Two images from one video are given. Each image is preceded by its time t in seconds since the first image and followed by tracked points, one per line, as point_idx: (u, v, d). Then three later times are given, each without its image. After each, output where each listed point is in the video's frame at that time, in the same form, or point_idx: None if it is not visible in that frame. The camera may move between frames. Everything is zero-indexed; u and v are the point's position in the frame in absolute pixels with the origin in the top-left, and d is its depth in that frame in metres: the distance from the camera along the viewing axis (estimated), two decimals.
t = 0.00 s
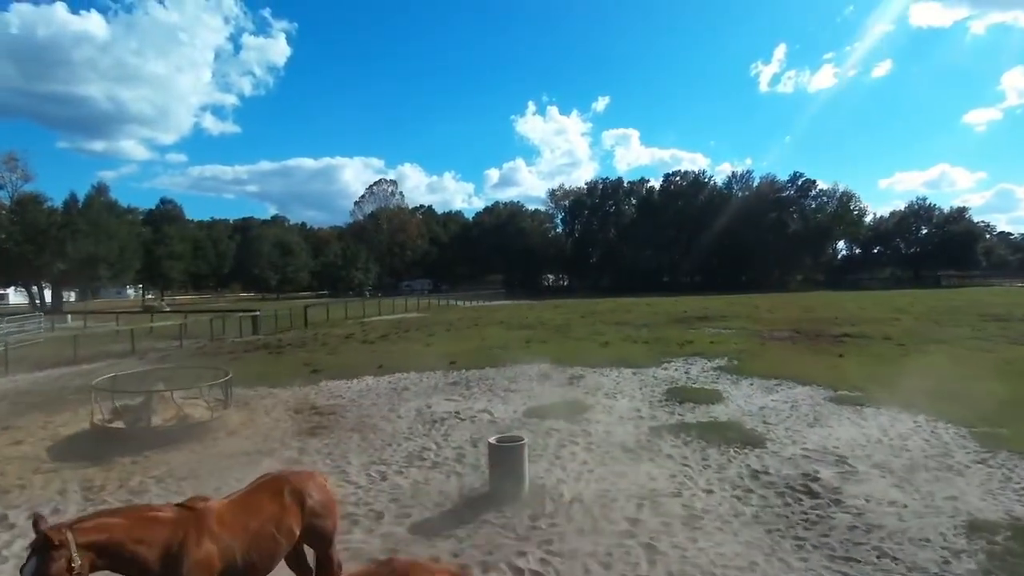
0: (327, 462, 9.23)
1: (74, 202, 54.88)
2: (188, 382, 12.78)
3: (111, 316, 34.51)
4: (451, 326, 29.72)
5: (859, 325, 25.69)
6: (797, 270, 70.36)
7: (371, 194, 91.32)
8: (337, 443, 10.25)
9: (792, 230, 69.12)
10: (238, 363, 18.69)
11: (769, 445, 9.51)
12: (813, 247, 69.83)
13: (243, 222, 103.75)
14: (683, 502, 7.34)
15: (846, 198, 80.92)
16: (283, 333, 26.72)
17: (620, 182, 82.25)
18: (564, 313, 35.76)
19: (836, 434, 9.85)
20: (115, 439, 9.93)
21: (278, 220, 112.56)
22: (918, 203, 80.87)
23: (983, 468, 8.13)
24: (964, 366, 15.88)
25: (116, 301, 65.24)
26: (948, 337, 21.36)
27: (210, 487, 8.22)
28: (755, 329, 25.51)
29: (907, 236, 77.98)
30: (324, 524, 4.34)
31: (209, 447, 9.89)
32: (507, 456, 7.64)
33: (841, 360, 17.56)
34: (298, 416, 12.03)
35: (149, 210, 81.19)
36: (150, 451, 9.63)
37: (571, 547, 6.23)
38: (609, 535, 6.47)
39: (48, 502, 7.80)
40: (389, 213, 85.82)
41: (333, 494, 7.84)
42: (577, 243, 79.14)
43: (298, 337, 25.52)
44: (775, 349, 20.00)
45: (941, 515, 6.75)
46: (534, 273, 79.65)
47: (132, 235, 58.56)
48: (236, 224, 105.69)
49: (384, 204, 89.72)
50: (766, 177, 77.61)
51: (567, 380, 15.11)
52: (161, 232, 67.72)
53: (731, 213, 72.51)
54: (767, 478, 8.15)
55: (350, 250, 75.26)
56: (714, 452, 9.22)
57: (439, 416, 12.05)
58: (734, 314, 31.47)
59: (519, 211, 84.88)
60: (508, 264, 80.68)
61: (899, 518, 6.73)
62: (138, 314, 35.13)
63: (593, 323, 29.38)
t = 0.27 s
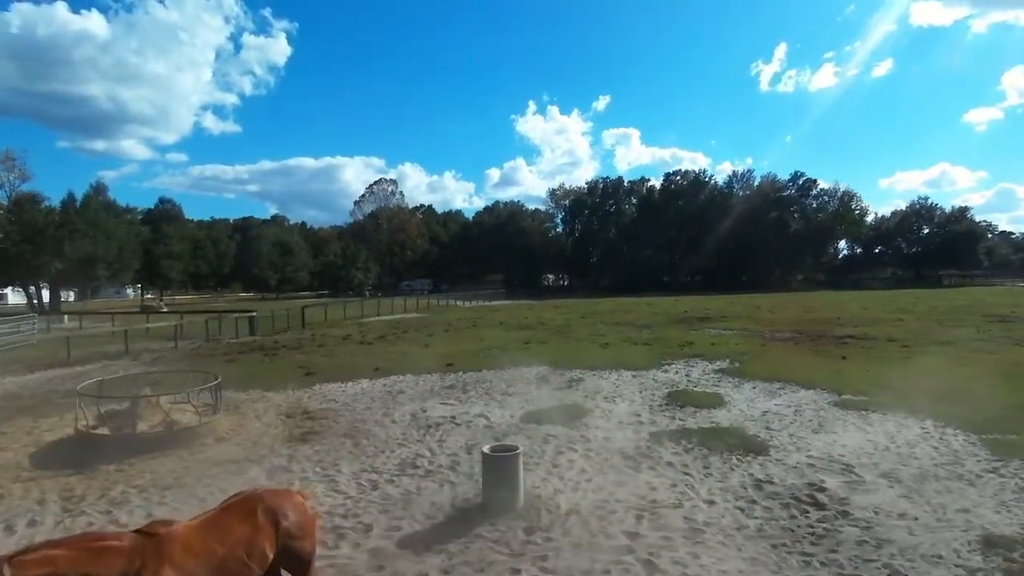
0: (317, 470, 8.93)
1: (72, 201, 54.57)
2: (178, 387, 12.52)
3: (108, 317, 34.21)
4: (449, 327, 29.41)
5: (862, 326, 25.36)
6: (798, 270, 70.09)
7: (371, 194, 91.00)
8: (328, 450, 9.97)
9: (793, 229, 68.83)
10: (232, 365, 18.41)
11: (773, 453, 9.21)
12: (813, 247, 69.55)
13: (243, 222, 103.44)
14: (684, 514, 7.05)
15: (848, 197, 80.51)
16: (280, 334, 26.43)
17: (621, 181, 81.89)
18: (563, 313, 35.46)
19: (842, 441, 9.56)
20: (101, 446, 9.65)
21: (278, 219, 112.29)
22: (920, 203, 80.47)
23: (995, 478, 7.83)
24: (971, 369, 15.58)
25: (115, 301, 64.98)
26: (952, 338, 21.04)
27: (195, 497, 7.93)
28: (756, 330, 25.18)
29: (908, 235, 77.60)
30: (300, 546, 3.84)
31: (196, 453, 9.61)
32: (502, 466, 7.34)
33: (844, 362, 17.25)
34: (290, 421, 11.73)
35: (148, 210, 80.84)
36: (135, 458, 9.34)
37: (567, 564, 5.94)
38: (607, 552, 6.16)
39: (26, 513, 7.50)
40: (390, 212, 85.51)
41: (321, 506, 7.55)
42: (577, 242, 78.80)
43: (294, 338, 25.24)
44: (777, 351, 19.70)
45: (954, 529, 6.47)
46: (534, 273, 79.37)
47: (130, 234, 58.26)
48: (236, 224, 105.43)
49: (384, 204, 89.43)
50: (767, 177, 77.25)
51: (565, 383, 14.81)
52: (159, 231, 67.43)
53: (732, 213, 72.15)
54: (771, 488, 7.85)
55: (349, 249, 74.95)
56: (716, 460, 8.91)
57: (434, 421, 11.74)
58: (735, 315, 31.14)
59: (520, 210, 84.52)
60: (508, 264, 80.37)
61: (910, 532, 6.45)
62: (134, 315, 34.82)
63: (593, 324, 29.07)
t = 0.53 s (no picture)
0: (307, 475, 8.75)
1: (70, 200, 54.37)
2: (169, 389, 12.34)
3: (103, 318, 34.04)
4: (447, 327, 29.21)
5: (862, 326, 25.11)
6: (798, 269, 69.93)
7: (370, 193, 90.79)
8: (320, 453, 9.78)
9: (793, 228, 68.66)
10: (226, 366, 18.22)
11: (772, 458, 9.01)
12: (813, 246, 69.35)
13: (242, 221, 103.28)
14: (682, 521, 6.86)
15: (848, 197, 80.21)
16: (276, 334, 26.25)
17: (620, 181, 81.67)
18: (562, 313, 35.28)
19: (843, 445, 9.37)
20: (88, 449, 9.47)
21: (278, 218, 112.20)
22: (921, 202, 80.15)
23: (1001, 484, 7.64)
24: (974, 370, 15.39)
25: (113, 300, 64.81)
26: (954, 339, 20.79)
27: (181, 503, 7.75)
28: (756, 330, 24.97)
29: (909, 235, 77.26)
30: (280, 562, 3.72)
31: (185, 457, 9.42)
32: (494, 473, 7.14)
33: (845, 363, 17.07)
34: (281, 423, 11.53)
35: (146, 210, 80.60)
36: (122, 463, 9.15)
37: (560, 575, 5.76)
38: (602, 563, 5.96)
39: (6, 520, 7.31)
40: (389, 212, 85.44)
41: (310, 513, 7.36)
42: (576, 242, 78.59)
43: (291, 338, 25.07)
44: (776, 351, 19.52)
45: (960, 538, 6.28)
46: (534, 273, 79.19)
47: (127, 234, 58.03)
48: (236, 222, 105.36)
49: (384, 203, 89.25)
50: (766, 176, 77.02)
51: (563, 385, 14.63)
52: (157, 231, 67.22)
53: (732, 213, 71.92)
54: (771, 494, 7.66)
55: (348, 249, 74.76)
56: (715, 466, 8.72)
57: (428, 424, 11.56)
58: (734, 315, 30.91)
59: (519, 210, 84.26)
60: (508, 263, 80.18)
61: (913, 541, 6.27)
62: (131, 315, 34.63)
63: (592, 324, 28.86)
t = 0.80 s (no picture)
0: (299, 476, 8.66)
1: (68, 199, 54.26)
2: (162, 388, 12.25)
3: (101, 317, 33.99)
4: (445, 326, 29.13)
5: (862, 326, 25.02)
6: (798, 269, 69.75)
7: (370, 192, 90.64)
8: (313, 454, 9.68)
9: (793, 228, 68.54)
10: (222, 365, 18.16)
11: (770, 458, 8.92)
12: (813, 246, 69.21)
13: (242, 220, 103.12)
14: (678, 524, 6.76)
15: (848, 196, 80.04)
16: (274, 334, 26.13)
17: (620, 180, 81.54)
18: (562, 312, 35.15)
19: (842, 446, 9.27)
20: (78, 450, 9.37)
21: (278, 217, 112.10)
22: (921, 201, 79.97)
23: (1000, 485, 7.56)
24: (975, 371, 15.24)
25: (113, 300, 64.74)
26: (953, 338, 20.70)
27: (171, 505, 7.64)
28: (755, 329, 24.88)
29: (909, 234, 77.10)
30: None
31: (176, 458, 9.32)
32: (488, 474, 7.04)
33: (843, 364, 16.98)
34: (275, 423, 11.44)
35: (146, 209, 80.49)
36: (113, 463, 9.07)
37: None
38: (595, 566, 5.88)
39: None
40: (388, 211, 85.37)
41: (301, 515, 7.27)
42: (576, 241, 78.46)
43: (288, 337, 24.98)
44: (774, 351, 19.44)
45: (960, 541, 6.18)
46: (533, 272, 79.07)
47: (126, 232, 57.90)
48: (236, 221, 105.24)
49: (383, 202, 89.07)
50: (766, 175, 76.85)
51: (560, 384, 14.54)
52: (156, 230, 67.10)
53: (731, 212, 71.78)
54: (768, 496, 7.56)
55: (348, 248, 74.63)
56: (712, 467, 8.64)
57: (423, 424, 11.46)
58: (734, 314, 30.80)
59: (519, 209, 84.15)
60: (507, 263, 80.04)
61: (913, 545, 6.16)
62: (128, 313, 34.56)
63: (591, 323, 28.78)
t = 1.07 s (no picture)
0: (294, 478, 8.60)
1: (67, 198, 54.12)
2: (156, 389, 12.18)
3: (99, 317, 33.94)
4: (444, 326, 29.08)
5: (861, 326, 24.95)
6: (798, 269, 69.62)
7: (369, 192, 90.52)
8: (308, 456, 9.63)
9: (793, 228, 68.43)
10: (219, 365, 18.13)
11: (767, 460, 8.86)
12: (812, 246, 69.10)
13: (241, 220, 103.01)
14: (674, 527, 6.71)
15: (848, 196, 79.90)
16: (271, 334, 26.06)
17: (619, 180, 81.43)
18: (561, 312, 35.11)
19: (839, 447, 9.22)
20: (71, 452, 9.31)
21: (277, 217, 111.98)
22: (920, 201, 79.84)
23: (998, 487, 7.51)
24: (974, 371, 15.22)
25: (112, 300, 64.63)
26: (952, 339, 20.64)
27: (164, 507, 7.60)
28: (755, 329, 24.81)
29: (908, 234, 76.99)
30: None
31: (170, 459, 9.27)
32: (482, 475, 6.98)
33: (842, 364, 16.93)
34: (270, 424, 11.38)
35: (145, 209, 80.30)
36: (106, 464, 9.01)
37: None
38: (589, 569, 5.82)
39: None
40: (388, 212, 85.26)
41: (294, 517, 7.21)
42: (575, 241, 78.35)
43: (286, 337, 24.95)
44: (773, 351, 19.37)
45: (958, 544, 6.13)
46: (532, 272, 78.97)
47: (125, 232, 57.76)
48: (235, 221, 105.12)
49: (382, 202, 88.96)
50: (766, 175, 76.74)
51: (557, 385, 14.49)
52: (155, 230, 66.94)
53: (731, 213, 71.66)
54: (766, 498, 7.50)
55: (347, 248, 74.54)
56: (709, 468, 8.58)
57: (420, 425, 11.40)
58: (734, 314, 30.71)
59: (518, 209, 84.05)
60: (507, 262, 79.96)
61: (911, 548, 6.10)
62: (127, 313, 34.51)
63: (590, 323, 28.71)
